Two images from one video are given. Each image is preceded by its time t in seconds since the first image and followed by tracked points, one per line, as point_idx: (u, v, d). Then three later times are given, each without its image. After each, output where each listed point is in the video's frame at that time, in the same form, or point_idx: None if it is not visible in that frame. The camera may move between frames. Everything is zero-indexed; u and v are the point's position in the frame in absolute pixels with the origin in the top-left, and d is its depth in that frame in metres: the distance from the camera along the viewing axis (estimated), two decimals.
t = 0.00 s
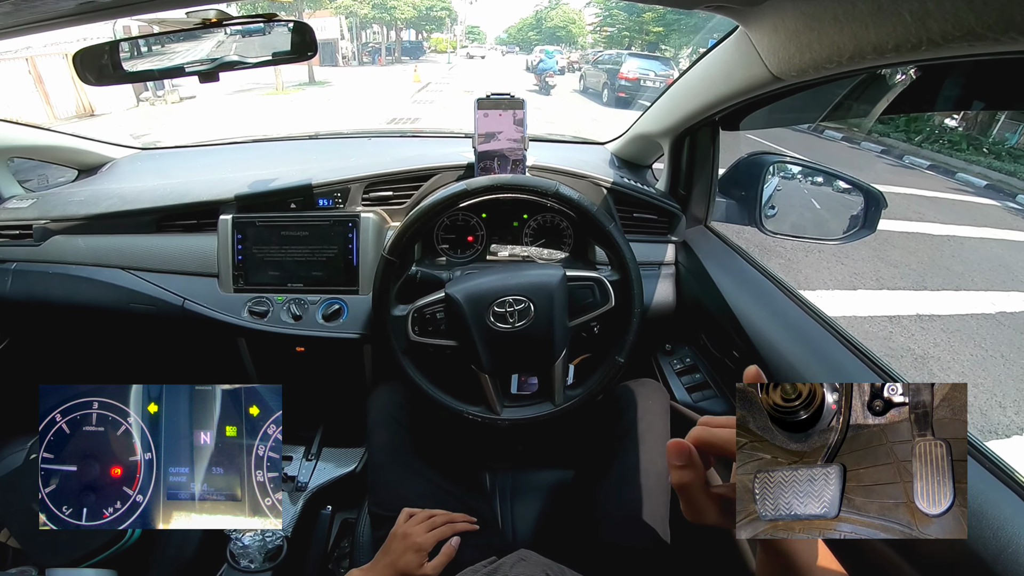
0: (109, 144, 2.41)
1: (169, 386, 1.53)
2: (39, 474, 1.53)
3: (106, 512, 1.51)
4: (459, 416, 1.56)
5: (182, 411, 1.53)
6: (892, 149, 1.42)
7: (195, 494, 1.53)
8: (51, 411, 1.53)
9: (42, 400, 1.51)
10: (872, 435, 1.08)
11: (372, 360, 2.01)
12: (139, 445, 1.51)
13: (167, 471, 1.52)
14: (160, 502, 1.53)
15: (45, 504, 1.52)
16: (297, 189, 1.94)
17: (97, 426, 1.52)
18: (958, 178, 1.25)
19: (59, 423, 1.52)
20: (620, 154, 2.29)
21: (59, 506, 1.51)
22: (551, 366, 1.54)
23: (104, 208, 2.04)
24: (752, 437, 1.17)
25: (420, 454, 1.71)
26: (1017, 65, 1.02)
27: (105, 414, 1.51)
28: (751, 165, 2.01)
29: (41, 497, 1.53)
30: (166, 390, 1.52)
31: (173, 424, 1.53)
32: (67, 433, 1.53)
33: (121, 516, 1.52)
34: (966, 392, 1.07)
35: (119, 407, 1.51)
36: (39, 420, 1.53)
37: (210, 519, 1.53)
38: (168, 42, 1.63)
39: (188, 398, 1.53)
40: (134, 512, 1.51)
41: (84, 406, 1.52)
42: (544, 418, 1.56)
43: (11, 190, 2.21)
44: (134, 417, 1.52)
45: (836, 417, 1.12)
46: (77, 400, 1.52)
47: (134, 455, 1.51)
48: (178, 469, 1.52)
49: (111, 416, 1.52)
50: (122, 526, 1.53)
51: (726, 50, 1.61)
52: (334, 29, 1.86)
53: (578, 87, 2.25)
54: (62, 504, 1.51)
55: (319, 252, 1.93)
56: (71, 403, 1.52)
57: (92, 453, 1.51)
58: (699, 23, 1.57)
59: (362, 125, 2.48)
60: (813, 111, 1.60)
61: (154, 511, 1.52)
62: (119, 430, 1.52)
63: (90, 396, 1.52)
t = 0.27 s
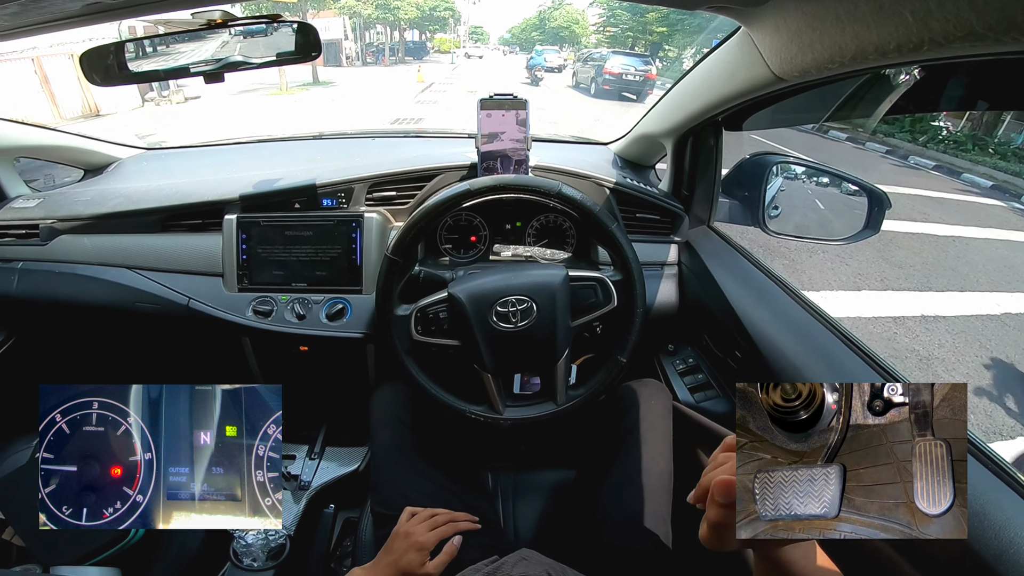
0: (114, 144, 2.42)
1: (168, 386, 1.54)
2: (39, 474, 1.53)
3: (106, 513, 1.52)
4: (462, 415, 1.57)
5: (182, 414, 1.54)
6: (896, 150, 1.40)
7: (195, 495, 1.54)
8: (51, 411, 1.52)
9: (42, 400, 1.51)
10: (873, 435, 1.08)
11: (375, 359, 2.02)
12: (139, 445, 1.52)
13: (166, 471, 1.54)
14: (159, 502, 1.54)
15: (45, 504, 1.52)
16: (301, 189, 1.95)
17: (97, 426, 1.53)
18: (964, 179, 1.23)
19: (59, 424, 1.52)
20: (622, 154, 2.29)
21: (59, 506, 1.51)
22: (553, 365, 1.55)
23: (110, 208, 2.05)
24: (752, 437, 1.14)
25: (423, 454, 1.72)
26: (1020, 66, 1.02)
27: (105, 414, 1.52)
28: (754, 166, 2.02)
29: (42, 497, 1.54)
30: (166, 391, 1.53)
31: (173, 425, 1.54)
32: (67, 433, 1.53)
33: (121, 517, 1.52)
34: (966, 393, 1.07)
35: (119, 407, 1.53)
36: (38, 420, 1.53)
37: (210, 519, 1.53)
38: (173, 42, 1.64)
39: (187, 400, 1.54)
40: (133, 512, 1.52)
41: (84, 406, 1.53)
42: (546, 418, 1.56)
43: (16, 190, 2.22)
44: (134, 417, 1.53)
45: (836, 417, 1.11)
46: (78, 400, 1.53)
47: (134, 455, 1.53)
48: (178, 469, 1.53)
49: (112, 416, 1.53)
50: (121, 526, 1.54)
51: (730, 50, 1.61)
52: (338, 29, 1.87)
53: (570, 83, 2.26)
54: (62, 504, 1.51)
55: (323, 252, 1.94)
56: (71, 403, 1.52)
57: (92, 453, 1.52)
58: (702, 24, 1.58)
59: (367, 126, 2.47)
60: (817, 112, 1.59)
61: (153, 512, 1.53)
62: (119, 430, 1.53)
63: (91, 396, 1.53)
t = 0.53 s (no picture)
0: (123, 146, 2.44)
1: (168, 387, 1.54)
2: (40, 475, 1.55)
3: (106, 512, 1.52)
4: (467, 416, 1.58)
5: (182, 414, 1.53)
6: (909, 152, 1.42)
7: (195, 495, 1.53)
8: (52, 411, 1.56)
9: (43, 400, 1.55)
10: (873, 435, 1.08)
11: (381, 360, 2.03)
12: (139, 444, 1.52)
13: (167, 471, 1.53)
14: (160, 502, 1.53)
15: (45, 504, 1.54)
16: (308, 191, 1.97)
17: (97, 426, 1.54)
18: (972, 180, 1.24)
19: (59, 423, 1.55)
20: (627, 155, 2.29)
21: (59, 506, 1.53)
22: (558, 367, 1.56)
23: (119, 210, 2.07)
24: (752, 437, 1.15)
25: (428, 455, 1.74)
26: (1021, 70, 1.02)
27: (105, 414, 1.53)
28: (758, 168, 2.04)
29: (42, 497, 1.56)
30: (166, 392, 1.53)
31: (174, 425, 1.54)
32: (67, 433, 1.55)
33: (121, 516, 1.52)
34: (966, 393, 1.06)
35: (119, 407, 1.54)
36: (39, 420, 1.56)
37: (210, 519, 1.52)
38: (180, 44, 1.66)
39: (187, 402, 1.53)
40: (133, 512, 1.52)
41: (84, 406, 1.55)
42: (551, 419, 1.57)
43: (26, 192, 2.24)
44: (134, 417, 1.54)
45: (836, 417, 1.11)
46: (78, 400, 1.55)
47: (134, 455, 1.52)
48: (178, 469, 1.52)
49: (111, 416, 1.54)
50: (122, 526, 1.53)
51: (734, 52, 1.61)
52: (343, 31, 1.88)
53: (566, 80, 2.24)
54: (62, 504, 1.53)
55: (330, 253, 1.95)
56: (71, 403, 1.55)
57: (91, 453, 1.53)
58: (707, 26, 1.57)
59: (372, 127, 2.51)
60: (822, 113, 1.59)
61: (154, 511, 1.53)
62: (119, 430, 1.54)
63: (91, 396, 1.54)
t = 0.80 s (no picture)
0: (129, 150, 2.46)
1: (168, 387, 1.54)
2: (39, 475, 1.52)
3: (106, 513, 1.50)
4: (470, 420, 1.59)
5: (182, 413, 1.53)
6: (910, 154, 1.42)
7: (195, 494, 1.53)
8: (51, 411, 1.52)
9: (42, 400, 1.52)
10: (873, 435, 1.09)
11: (384, 364, 2.04)
12: (139, 445, 1.52)
13: (166, 471, 1.52)
14: (160, 502, 1.53)
15: (44, 504, 1.51)
16: (312, 197, 1.98)
17: (97, 426, 1.52)
18: (975, 183, 1.24)
19: (59, 423, 1.52)
20: (629, 160, 2.31)
21: (59, 506, 1.50)
22: (561, 371, 1.57)
23: (126, 214, 2.09)
24: (752, 437, 1.16)
25: (431, 456, 1.74)
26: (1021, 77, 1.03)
27: (105, 414, 1.52)
28: (761, 174, 2.08)
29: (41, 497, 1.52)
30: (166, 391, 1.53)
31: (174, 425, 1.54)
32: (67, 433, 1.52)
33: (121, 517, 1.51)
34: (965, 393, 1.08)
35: (119, 407, 1.52)
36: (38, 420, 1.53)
37: (210, 519, 1.52)
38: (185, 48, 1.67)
39: (187, 401, 1.54)
40: (133, 512, 1.51)
41: (84, 406, 1.52)
42: (554, 423, 1.58)
43: (34, 196, 2.26)
44: (135, 417, 1.53)
45: (836, 417, 1.11)
46: (78, 400, 1.52)
47: (134, 455, 1.51)
48: (178, 469, 1.52)
49: (112, 416, 1.53)
50: (122, 526, 1.52)
51: (737, 57, 1.62)
52: (347, 35, 1.89)
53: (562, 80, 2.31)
54: (62, 504, 1.50)
55: (334, 257, 1.97)
56: (71, 403, 1.52)
57: (92, 453, 1.51)
58: (710, 30, 1.58)
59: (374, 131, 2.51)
60: (825, 116, 1.57)
61: (154, 511, 1.52)
62: (119, 430, 1.52)
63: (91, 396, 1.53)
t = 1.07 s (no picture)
0: (137, 153, 2.48)
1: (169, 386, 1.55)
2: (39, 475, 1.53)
3: (106, 512, 1.51)
4: (474, 423, 1.59)
5: (182, 413, 1.55)
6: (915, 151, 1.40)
7: (195, 494, 1.54)
8: (51, 411, 1.53)
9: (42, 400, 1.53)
10: (873, 435, 1.10)
11: (388, 367, 2.05)
12: (139, 444, 1.53)
13: (166, 471, 1.53)
14: (160, 502, 1.54)
15: (45, 504, 1.52)
16: (318, 200, 1.99)
17: (97, 426, 1.53)
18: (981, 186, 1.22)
19: (59, 424, 1.53)
20: (633, 164, 2.31)
21: (59, 506, 1.51)
22: (565, 374, 1.57)
23: (133, 216, 2.10)
24: (752, 437, 1.19)
25: (434, 459, 1.74)
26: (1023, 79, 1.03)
27: (105, 414, 1.52)
28: (764, 176, 2.04)
29: (41, 498, 1.54)
30: (166, 391, 1.53)
31: (174, 425, 1.55)
32: (67, 433, 1.53)
33: (121, 517, 1.52)
34: (965, 393, 1.10)
35: (119, 407, 1.53)
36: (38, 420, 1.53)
37: (210, 519, 1.53)
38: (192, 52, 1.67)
39: (187, 401, 1.55)
40: (133, 512, 1.53)
41: (84, 406, 1.53)
42: (557, 426, 1.58)
43: (42, 199, 2.28)
44: (134, 417, 1.53)
45: (836, 417, 1.13)
46: (78, 399, 1.53)
47: (134, 455, 1.53)
48: (178, 469, 1.53)
49: (111, 416, 1.53)
50: (121, 526, 1.53)
51: (740, 61, 1.62)
52: (353, 39, 1.90)
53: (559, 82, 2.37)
54: (62, 504, 1.51)
55: (338, 260, 1.98)
56: (71, 403, 1.53)
57: (92, 453, 1.52)
58: (711, 34, 1.60)
59: (379, 135, 2.53)
60: (829, 118, 1.57)
61: (154, 511, 1.53)
62: (119, 430, 1.53)
63: (91, 396, 1.53)
